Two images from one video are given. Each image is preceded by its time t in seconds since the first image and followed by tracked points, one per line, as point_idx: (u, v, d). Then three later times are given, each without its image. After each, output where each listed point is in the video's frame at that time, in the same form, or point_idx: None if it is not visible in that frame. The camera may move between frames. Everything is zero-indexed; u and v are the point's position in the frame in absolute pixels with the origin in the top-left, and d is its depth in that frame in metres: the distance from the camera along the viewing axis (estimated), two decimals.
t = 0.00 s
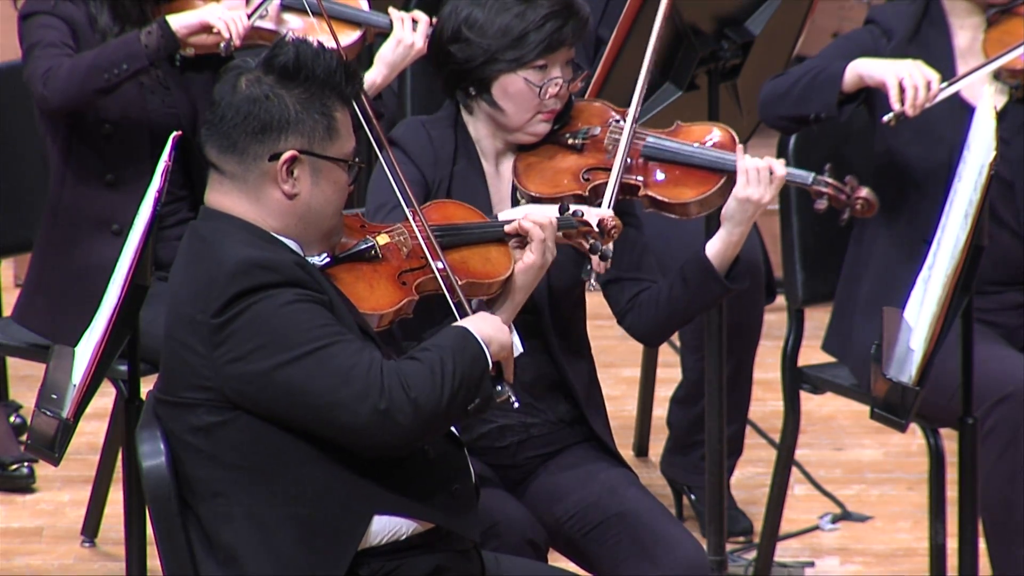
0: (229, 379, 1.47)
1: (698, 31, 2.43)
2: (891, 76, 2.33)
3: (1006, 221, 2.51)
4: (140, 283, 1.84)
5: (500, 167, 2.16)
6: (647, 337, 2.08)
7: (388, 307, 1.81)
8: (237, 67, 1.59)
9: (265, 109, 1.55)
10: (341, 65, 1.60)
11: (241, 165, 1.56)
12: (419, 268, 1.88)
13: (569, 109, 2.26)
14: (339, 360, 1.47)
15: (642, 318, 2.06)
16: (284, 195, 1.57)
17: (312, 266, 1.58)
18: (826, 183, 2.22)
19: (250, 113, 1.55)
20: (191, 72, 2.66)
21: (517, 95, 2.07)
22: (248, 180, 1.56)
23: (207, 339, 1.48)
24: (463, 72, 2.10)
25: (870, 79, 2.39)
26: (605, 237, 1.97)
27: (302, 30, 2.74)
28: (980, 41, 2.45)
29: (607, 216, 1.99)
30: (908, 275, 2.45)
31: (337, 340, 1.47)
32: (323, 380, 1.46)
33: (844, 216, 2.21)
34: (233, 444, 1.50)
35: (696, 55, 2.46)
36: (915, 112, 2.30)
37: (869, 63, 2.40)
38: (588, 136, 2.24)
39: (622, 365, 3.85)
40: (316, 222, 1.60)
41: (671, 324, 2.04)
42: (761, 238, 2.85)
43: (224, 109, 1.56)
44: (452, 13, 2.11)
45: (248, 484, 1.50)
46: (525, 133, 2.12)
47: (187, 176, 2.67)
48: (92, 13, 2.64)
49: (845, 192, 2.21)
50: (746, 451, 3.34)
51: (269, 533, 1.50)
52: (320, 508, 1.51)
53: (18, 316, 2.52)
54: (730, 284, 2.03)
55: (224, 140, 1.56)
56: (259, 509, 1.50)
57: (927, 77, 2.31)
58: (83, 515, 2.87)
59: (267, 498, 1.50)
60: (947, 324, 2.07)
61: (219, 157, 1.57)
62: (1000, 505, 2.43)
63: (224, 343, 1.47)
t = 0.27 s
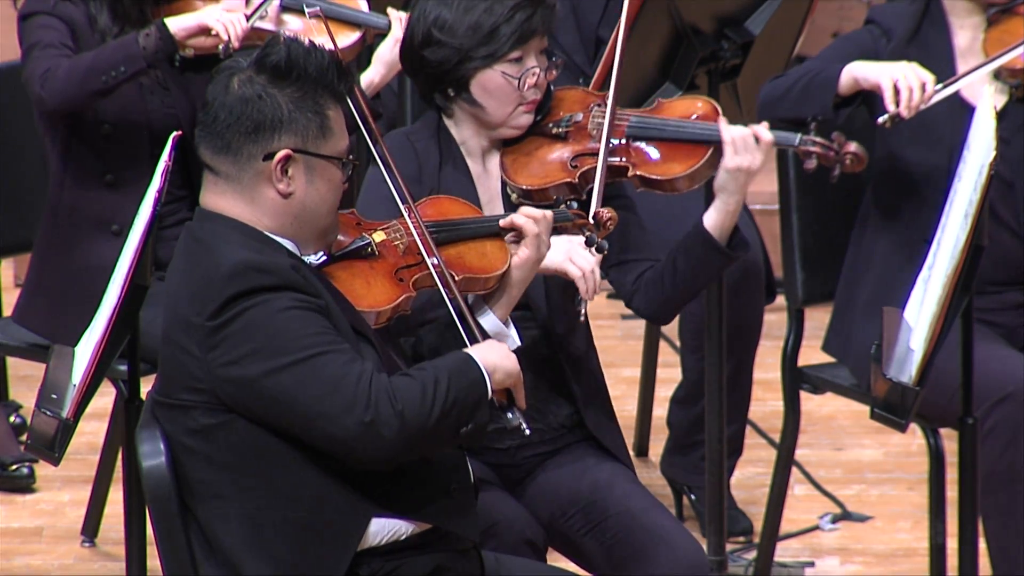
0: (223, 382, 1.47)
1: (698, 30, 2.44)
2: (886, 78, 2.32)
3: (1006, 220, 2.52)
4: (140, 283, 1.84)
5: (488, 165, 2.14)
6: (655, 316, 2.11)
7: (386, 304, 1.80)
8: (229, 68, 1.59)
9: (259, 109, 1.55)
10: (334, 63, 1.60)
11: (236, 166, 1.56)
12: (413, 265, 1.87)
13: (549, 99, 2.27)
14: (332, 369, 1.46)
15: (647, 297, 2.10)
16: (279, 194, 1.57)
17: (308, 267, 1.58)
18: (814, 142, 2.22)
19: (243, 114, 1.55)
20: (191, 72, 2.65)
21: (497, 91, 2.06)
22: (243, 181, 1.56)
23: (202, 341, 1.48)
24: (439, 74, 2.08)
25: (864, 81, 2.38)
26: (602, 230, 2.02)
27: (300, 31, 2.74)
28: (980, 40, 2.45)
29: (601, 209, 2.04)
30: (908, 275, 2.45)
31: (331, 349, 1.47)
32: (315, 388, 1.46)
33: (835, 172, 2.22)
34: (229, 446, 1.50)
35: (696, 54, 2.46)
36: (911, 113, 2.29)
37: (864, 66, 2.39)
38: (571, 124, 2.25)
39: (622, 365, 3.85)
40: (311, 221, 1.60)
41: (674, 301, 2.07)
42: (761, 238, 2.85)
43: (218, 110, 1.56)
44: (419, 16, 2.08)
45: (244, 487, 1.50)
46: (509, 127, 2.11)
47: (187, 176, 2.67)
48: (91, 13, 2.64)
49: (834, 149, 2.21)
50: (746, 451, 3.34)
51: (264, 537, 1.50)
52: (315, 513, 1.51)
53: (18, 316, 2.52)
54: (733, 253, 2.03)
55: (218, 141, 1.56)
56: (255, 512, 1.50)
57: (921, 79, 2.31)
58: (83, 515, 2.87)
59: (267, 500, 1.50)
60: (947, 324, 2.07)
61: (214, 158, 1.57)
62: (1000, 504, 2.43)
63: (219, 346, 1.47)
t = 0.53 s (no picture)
0: (220, 387, 1.47)
1: (698, 31, 2.44)
2: (883, 79, 2.32)
3: (1007, 220, 2.51)
4: (140, 283, 1.84)
5: (474, 163, 2.14)
6: (657, 298, 2.11)
7: (386, 303, 1.78)
8: (211, 73, 1.59)
9: (242, 112, 1.55)
10: (314, 57, 1.60)
11: (228, 170, 1.56)
12: (416, 265, 1.88)
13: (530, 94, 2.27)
14: (328, 384, 1.47)
15: (647, 280, 2.10)
16: (275, 194, 1.57)
17: (307, 270, 1.59)
18: (798, 115, 2.23)
19: (228, 118, 1.55)
20: (191, 72, 2.66)
21: (477, 89, 2.06)
22: (237, 183, 1.57)
23: (199, 343, 1.48)
24: (418, 77, 2.08)
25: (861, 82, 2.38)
26: (599, 231, 2.06)
27: (302, 31, 2.74)
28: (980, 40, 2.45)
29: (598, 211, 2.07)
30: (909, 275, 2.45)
31: (327, 364, 1.47)
32: (310, 402, 1.46)
33: (822, 143, 2.23)
34: (226, 449, 1.50)
35: (697, 54, 2.46)
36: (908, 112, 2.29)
37: (861, 66, 2.39)
38: (554, 116, 2.27)
39: (622, 365, 3.85)
40: (311, 217, 1.60)
41: (675, 280, 2.07)
42: (761, 237, 2.85)
43: (204, 116, 1.57)
44: (393, 20, 2.07)
45: (240, 490, 1.51)
46: (492, 124, 2.11)
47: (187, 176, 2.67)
48: (91, 13, 2.64)
49: (819, 120, 2.22)
50: (746, 451, 3.34)
51: (259, 541, 1.50)
52: (311, 519, 1.51)
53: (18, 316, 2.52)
54: (730, 230, 2.03)
55: (208, 148, 1.56)
56: (251, 515, 1.50)
57: (918, 78, 2.31)
58: (83, 515, 2.87)
59: (265, 501, 1.50)
60: (947, 324, 2.07)
61: (207, 164, 1.57)
62: (1000, 504, 2.42)
63: (217, 349, 1.47)
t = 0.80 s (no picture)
0: (222, 389, 1.47)
1: (698, 31, 2.43)
2: (879, 78, 2.33)
3: (1007, 220, 2.52)
4: (140, 283, 1.84)
5: (462, 163, 2.15)
6: (651, 288, 2.13)
7: (395, 303, 1.79)
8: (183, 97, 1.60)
9: (211, 139, 1.57)
10: (267, 63, 1.57)
11: (213, 191, 1.60)
12: (421, 256, 1.90)
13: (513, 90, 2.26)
14: (332, 394, 1.47)
15: (639, 271, 2.13)
16: (260, 211, 1.59)
17: (310, 272, 1.59)
18: (779, 101, 2.21)
19: (201, 143, 1.57)
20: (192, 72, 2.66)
21: (459, 88, 2.06)
22: (222, 204, 1.60)
23: (201, 344, 1.48)
24: (400, 80, 2.08)
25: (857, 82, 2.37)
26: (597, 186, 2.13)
27: (302, 31, 2.73)
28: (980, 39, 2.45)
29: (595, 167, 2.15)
30: (909, 275, 2.45)
31: (332, 372, 1.48)
32: (314, 411, 1.46)
33: (804, 128, 2.23)
34: (228, 450, 1.50)
35: (697, 54, 2.45)
36: (903, 110, 2.30)
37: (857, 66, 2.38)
38: (538, 112, 2.26)
39: (622, 365, 3.85)
40: (305, 221, 1.62)
41: (667, 270, 2.08)
42: (761, 237, 2.85)
43: (182, 141, 1.59)
44: (370, 24, 2.07)
45: (238, 492, 1.51)
46: (478, 123, 2.11)
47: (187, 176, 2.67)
48: (91, 13, 2.63)
49: (801, 106, 2.22)
50: (746, 451, 3.34)
51: (257, 543, 1.50)
52: (313, 521, 1.51)
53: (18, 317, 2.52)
54: (723, 220, 2.04)
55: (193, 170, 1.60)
56: (249, 517, 1.50)
57: (913, 77, 2.31)
58: (83, 515, 2.87)
59: (264, 501, 1.50)
60: (947, 324, 2.07)
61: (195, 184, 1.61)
62: (1000, 504, 2.42)
63: (220, 351, 1.47)
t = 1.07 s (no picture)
0: (217, 397, 1.47)
1: (698, 31, 2.43)
2: (875, 79, 2.32)
3: (1007, 220, 2.52)
4: (140, 284, 1.84)
5: (449, 162, 2.15)
6: (634, 285, 2.12)
7: (387, 302, 1.80)
8: (216, 80, 1.59)
9: (245, 123, 1.55)
10: (316, 65, 1.59)
11: (229, 178, 1.56)
12: (412, 253, 1.89)
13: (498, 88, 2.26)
14: (327, 404, 1.47)
15: (623, 267, 2.11)
16: (275, 204, 1.57)
17: (308, 275, 1.59)
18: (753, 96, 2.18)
19: (231, 128, 1.56)
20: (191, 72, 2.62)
21: (440, 89, 2.06)
22: (238, 193, 1.57)
23: (196, 352, 1.48)
24: (382, 81, 2.09)
25: (853, 84, 2.38)
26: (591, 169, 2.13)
27: (302, 30, 2.73)
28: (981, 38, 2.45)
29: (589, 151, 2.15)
30: (909, 275, 2.45)
31: (327, 381, 1.47)
32: (309, 421, 1.46)
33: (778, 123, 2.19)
34: (223, 456, 1.50)
35: (696, 54, 2.45)
36: (900, 110, 2.28)
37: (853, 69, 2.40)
38: (521, 110, 2.25)
39: (622, 365, 3.85)
40: (311, 226, 1.60)
41: (650, 269, 2.08)
42: (761, 237, 2.85)
43: (206, 123, 1.57)
44: (352, 26, 2.07)
45: (232, 498, 1.50)
46: (463, 122, 2.11)
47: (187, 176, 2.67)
48: (90, 13, 2.64)
49: (774, 101, 2.18)
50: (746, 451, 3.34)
51: (253, 548, 1.50)
52: (310, 527, 1.51)
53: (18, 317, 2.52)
54: (700, 217, 2.04)
55: (211, 156, 1.57)
56: (244, 523, 1.50)
57: (909, 77, 2.30)
58: (83, 515, 2.87)
59: (263, 506, 1.50)
60: (947, 324, 2.07)
61: (209, 170, 1.58)
62: (1000, 504, 2.42)
63: (215, 359, 1.47)
